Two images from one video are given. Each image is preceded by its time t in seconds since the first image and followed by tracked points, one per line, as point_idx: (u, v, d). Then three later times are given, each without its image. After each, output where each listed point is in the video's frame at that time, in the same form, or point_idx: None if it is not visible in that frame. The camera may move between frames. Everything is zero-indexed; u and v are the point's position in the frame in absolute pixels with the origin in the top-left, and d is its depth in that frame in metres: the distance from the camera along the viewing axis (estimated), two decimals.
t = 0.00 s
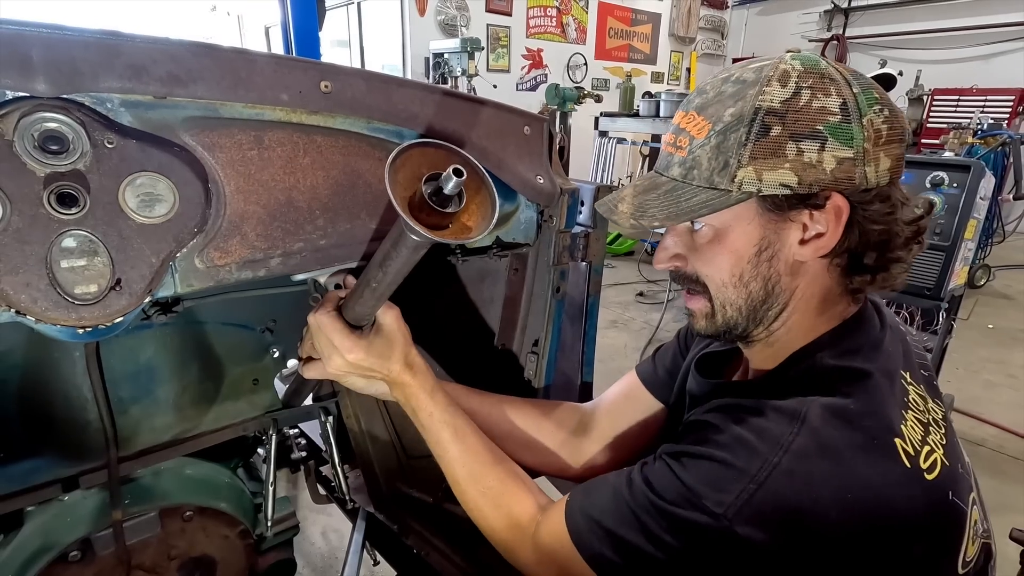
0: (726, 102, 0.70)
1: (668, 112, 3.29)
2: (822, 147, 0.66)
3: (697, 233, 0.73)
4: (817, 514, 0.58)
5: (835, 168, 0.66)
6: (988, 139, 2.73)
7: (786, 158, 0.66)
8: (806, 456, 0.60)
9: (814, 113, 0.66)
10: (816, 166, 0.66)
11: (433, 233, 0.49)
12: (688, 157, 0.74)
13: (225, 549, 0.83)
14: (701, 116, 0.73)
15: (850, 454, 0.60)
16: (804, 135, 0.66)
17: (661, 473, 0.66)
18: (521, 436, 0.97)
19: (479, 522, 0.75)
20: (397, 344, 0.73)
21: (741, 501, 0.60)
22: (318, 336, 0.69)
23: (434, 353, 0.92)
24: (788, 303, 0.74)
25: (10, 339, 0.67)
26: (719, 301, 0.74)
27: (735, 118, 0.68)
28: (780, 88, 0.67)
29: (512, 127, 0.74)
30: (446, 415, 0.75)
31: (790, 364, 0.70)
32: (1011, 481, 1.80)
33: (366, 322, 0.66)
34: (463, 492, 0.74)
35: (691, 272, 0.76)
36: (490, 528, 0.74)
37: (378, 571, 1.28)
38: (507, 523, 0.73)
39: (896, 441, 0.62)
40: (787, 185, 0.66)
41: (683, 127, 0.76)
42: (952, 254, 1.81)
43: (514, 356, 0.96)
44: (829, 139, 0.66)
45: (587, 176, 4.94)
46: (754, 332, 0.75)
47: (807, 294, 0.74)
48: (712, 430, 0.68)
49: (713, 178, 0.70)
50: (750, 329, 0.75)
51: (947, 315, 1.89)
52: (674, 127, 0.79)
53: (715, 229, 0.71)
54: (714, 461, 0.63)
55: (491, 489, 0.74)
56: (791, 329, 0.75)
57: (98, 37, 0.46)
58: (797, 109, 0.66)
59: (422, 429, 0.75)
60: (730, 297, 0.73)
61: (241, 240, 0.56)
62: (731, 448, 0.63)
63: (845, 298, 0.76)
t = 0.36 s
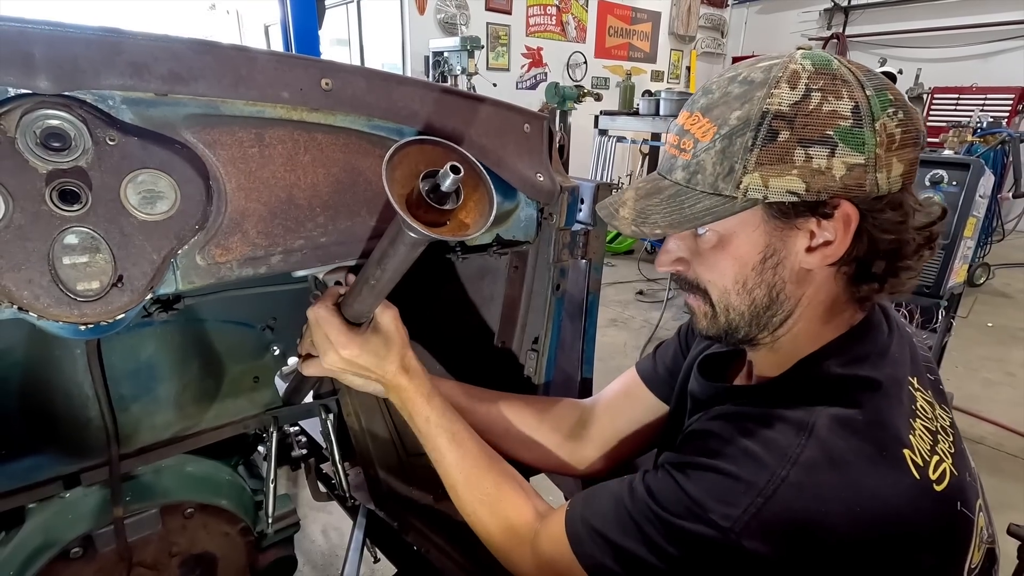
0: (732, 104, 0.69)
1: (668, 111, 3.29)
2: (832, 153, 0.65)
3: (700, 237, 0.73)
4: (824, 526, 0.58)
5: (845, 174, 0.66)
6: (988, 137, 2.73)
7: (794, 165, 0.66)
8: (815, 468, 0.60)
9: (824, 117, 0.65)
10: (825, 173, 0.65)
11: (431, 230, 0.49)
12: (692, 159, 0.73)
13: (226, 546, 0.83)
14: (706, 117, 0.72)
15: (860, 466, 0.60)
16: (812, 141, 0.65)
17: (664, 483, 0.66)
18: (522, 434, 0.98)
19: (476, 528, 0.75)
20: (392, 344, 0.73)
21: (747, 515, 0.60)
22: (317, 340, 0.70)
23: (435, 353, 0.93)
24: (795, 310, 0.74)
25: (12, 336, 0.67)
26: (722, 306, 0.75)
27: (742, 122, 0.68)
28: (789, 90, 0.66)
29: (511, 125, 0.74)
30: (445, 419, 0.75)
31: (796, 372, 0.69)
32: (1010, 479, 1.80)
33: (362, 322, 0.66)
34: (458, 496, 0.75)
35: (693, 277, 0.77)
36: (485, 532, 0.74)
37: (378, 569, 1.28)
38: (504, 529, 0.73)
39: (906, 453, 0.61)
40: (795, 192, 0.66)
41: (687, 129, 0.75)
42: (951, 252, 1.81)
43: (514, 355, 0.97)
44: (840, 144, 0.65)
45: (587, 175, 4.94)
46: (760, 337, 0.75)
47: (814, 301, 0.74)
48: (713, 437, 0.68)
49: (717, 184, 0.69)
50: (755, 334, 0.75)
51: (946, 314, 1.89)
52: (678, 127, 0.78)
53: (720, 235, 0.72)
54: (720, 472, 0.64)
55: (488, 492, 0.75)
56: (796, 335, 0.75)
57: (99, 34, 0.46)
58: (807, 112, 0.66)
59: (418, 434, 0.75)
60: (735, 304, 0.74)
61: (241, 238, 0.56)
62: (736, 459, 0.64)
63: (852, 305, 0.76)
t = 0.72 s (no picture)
0: (743, 103, 0.70)
1: (668, 110, 3.30)
2: (842, 159, 0.65)
3: (703, 237, 0.73)
4: (833, 533, 0.59)
5: (854, 180, 0.66)
6: (988, 136, 2.73)
7: (802, 169, 0.66)
8: (823, 475, 0.60)
9: (836, 121, 0.65)
10: (834, 178, 0.66)
11: (436, 227, 0.50)
12: (698, 158, 0.74)
13: (229, 542, 0.84)
14: (715, 115, 0.73)
15: (868, 472, 0.60)
16: (821, 145, 0.65)
17: (670, 490, 0.66)
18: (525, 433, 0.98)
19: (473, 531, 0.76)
20: (392, 347, 0.74)
21: (756, 523, 0.60)
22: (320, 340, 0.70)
23: (438, 351, 0.94)
24: (795, 312, 0.74)
25: (17, 334, 0.68)
26: (720, 308, 0.76)
27: (752, 122, 0.68)
28: (802, 91, 0.66)
29: (514, 123, 0.74)
30: (443, 425, 0.76)
31: (802, 377, 0.69)
32: (1010, 477, 1.80)
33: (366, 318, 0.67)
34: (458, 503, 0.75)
35: (693, 276, 0.77)
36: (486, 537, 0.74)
37: (380, 566, 1.28)
38: (506, 534, 0.74)
39: (913, 459, 0.62)
40: (801, 197, 0.66)
41: (695, 126, 0.76)
42: (951, 250, 1.82)
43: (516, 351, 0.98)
44: (850, 149, 0.65)
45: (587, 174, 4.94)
46: (758, 337, 0.76)
47: (815, 305, 0.74)
48: (716, 440, 0.69)
49: (723, 185, 0.70)
50: (755, 335, 0.76)
51: (945, 312, 1.90)
52: (685, 124, 0.79)
53: (723, 237, 0.72)
54: (726, 479, 0.64)
55: (489, 497, 0.75)
56: (796, 338, 0.76)
57: (106, 32, 0.46)
58: (819, 115, 0.66)
59: (416, 442, 0.76)
60: (733, 306, 0.74)
61: (246, 235, 0.57)
62: (743, 466, 0.64)
63: (855, 312, 0.76)
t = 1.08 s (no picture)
0: (748, 96, 0.70)
1: (668, 109, 3.30)
2: (844, 157, 0.66)
3: (700, 231, 0.73)
4: (836, 528, 0.59)
5: (853, 180, 0.66)
6: (987, 134, 2.73)
7: (804, 166, 0.66)
8: (826, 469, 0.60)
9: (841, 118, 0.65)
10: (835, 176, 0.66)
11: (438, 219, 0.50)
12: (700, 151, 0.74)
13: (230, 538, 0.84)
14: (719, 107, 0.73)
15: (870, 468, 0.60)
16: (825, 143, 0.66)
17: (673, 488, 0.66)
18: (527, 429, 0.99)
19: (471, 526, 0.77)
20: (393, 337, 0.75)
21: (760, 518, 0.60)
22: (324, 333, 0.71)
23: (439, 348, 0.95)
24: (790, 308, 0.75)
25: (20, 328, 0.68)
26: (714, 302, 0.76)
27: (756, 116, 0.68)
28: (809, 86, 0.66)
29: (515, 119, 0.74)
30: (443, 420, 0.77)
31: (801, 373, 0.70)
32: (1009, 475, 1.81)
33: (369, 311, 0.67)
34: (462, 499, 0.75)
35: (688, 268, 0.77)
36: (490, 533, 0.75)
37: (380, 563, 1.29)
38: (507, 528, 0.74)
39: (913, 450, 0.62)
40: (801, 194, 0.67)
41: (698, 117, 0.76)
42: (950, 248, 1.82)
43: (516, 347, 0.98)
44: (853, 148, 0.66)
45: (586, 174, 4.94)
46: (750, 330, 0.77)
47: (810, 303, 0.75)
48: (717, 436, 0.69)
49: (724, 179, 0.70)
50: (748, 329, 0.77)
51: (945, 311, 1.90)
52: (689, 115, 0.79)
53: (722, 231, 0.72)
54: (730, 475, 0.64)
55: (490, 493, 0.75)
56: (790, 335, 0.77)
57: (111, 25, 0.46)
58: (824, 112, 0.66)
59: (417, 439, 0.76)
60: (727, 301, 0.75)
61: (249, 229, 0.57)
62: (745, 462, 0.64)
63: (852, 311, 0.76)
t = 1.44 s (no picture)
0: (745, 79, 0.71)
1: (667, 109, 3.31)
2: (825, 142, 0.68)
3: (688, 205, 0.75)
4: (811, 494, 0.59)
5: (833, 164, 0.69)
6: (985, 134, 2.75)
7: (790, 147, 0.68)
8: (796, 439, 0.61)
9: (829, 105, 0.68)
10: (816, 160, 0.68)
11: (435, 218, 0.51)
12: (696, 126, 0.75)
13: (231, 535, 0.85)
14: (717, 88, 0.74)
15: (837, 436, 0.61)
16: (811, 127, 0.68)
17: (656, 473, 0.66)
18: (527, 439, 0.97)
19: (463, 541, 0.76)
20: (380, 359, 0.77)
21: (736, 489, 0.59)
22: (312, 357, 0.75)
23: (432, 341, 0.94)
24: (768, 286, 0.76)
25: (24, 325, 0.69)
26: (695, 276, 0.76)
27: (750, 96, 0.70)
28: (800, 75, 0.69)
29: (512, 118, 0.75)
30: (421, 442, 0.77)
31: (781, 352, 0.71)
32: (1005, 474, 1.82)
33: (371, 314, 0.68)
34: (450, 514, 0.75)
35: (671, 243, 0.78)
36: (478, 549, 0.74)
37: (380, 560, 1.29)
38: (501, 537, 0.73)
39: (878, 422, 0.63)
40: (784, 174, 0.68)
41: (697, 96, 0.77)
42: (948, 248, 1.83)
43: (514, 344, 0.99)
44: (835, 135, 0.68)
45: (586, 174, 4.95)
46: (728, 304, 0.77)
47: (786, 282, 0.76)
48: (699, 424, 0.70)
49: (716, 154, 0.72)
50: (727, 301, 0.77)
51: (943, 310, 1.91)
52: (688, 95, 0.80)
53: (706, 204, 0.73)
54: (708, 453, 0.64)
55: (479, 508, 0.75)
56: (769, 314, 0.77)
57: (114, 27, 0.47)
58: (811, 99, 0.68)
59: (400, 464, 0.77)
60: (708, 274, 0.75)
61: (249, 227, 0.58)
62: (720, 439, 0.64)
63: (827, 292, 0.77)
